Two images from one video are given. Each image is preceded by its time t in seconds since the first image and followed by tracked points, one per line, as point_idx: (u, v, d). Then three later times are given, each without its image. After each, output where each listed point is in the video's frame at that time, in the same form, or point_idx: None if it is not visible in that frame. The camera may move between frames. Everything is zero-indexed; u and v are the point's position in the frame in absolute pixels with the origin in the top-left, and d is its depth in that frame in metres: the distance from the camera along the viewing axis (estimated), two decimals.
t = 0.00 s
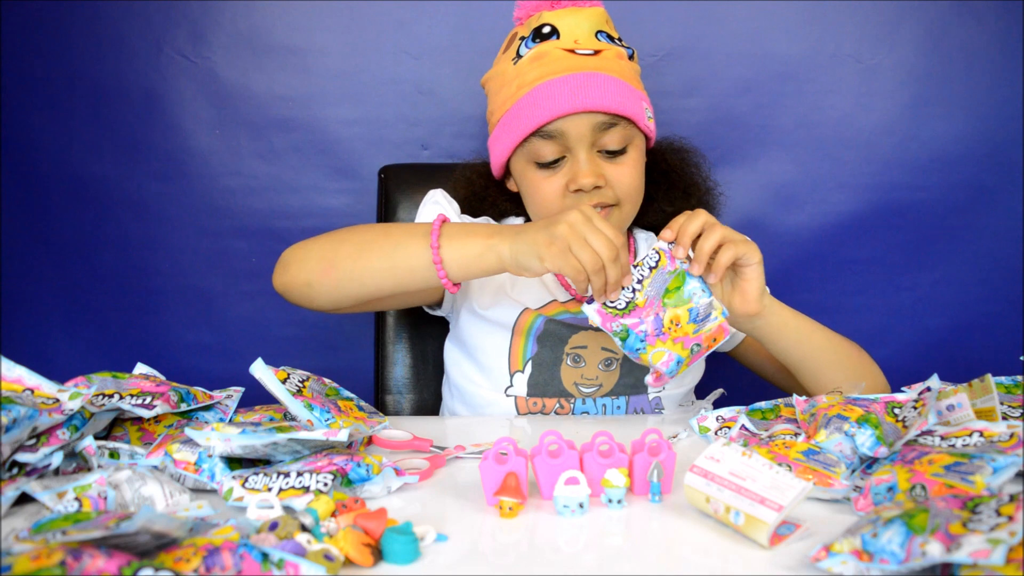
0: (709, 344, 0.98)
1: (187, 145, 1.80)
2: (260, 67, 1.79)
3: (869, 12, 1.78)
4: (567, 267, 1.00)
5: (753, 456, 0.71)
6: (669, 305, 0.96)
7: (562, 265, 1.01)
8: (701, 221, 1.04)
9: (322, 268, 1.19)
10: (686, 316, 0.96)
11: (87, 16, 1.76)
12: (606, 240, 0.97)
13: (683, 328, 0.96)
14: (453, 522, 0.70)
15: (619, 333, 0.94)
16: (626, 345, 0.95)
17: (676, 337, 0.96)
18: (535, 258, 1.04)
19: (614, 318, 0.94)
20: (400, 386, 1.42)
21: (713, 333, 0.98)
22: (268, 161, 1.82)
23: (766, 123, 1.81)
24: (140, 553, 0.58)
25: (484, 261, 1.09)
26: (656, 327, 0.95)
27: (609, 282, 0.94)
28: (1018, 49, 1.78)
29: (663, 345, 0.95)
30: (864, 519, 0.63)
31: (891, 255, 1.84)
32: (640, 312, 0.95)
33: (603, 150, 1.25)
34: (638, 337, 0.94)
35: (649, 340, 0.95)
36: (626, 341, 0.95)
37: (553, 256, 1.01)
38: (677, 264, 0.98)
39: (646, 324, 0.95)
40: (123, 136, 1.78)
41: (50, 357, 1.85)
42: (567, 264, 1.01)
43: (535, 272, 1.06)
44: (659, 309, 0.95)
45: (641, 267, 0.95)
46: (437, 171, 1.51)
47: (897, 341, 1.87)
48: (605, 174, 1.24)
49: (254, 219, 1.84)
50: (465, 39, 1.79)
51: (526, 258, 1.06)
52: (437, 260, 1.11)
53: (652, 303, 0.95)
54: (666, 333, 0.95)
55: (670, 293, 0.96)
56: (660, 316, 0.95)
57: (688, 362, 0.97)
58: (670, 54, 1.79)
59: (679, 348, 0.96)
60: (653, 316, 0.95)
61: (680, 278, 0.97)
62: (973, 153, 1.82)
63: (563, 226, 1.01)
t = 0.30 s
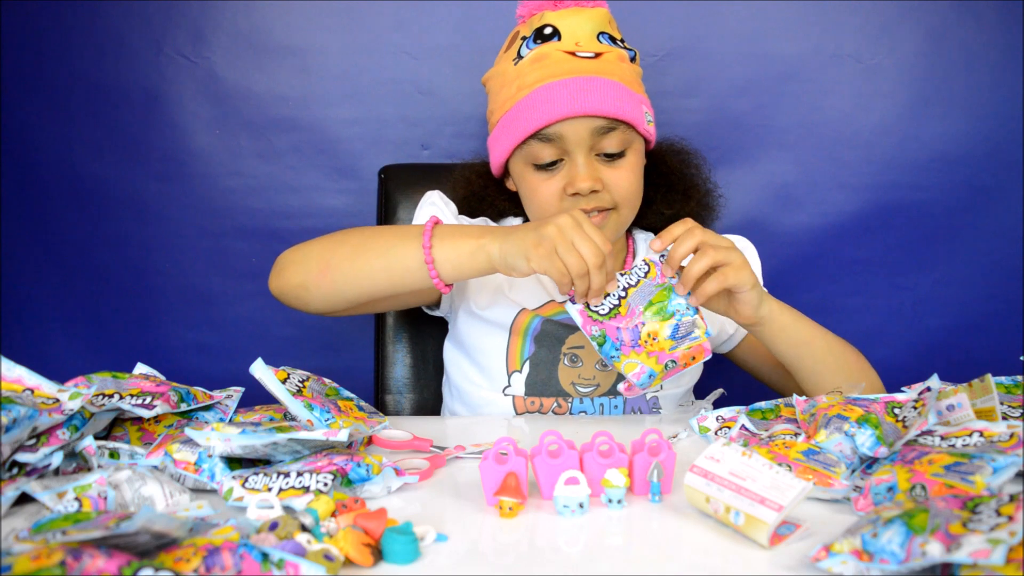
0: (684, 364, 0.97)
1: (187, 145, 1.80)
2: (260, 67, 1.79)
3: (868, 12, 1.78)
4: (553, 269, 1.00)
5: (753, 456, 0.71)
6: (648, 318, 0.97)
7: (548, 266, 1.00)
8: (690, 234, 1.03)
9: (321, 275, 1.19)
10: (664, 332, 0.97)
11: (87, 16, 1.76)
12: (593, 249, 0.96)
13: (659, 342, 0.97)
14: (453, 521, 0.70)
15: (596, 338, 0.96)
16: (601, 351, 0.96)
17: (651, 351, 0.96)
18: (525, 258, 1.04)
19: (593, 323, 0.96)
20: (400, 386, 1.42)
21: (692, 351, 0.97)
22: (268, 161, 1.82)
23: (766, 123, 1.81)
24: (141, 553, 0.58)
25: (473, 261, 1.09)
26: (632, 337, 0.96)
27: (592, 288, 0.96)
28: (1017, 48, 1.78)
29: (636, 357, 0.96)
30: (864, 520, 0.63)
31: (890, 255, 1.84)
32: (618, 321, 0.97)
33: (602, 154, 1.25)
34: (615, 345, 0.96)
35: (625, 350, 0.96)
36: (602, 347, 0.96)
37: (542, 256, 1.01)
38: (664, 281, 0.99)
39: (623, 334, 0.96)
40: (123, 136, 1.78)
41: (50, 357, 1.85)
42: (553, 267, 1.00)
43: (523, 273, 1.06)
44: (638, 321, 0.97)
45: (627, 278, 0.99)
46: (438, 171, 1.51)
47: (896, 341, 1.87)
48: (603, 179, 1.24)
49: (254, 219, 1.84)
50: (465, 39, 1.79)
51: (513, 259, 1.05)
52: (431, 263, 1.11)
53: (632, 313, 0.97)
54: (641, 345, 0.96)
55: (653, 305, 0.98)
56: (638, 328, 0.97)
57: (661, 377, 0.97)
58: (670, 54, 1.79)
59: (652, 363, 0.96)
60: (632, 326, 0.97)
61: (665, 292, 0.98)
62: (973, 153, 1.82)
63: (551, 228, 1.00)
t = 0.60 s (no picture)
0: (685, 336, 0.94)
1: (187, 145, 1.80)
2: (260, 67, 1.79)
3: (868, 12, 1.78)
4: (506, 266, 0.95)
5: (753, 455, 0.71)
6: (653, 300, 0.92)
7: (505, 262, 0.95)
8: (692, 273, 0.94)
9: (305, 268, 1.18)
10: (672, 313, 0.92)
11: (86, 16, 1.76)
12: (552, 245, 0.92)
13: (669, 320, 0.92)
14: (453, 521, 0.70)
15: (603, 321, 0.93)
16: (610, 334, 0.94)
17: (660, 332, 0.92)
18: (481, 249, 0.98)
19: (597, 308, 0.92)
20: (400, 386, 1.41)
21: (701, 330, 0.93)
22: (268, 161, 1.82)
23: (766, 123, 1.81)
24: (141, 553, 0.58)
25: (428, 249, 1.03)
26: (639, 320, 0.92)
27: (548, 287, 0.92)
28: (1018, 48, 1.78)
29: (643, 339, 0.93)
30: (865, 519, 0.63)
31: (890, 255, 1.84)
32: (623, 305, 0.92)
33: (589, 157, 1.25)
34: (622, 328, 0.92)
35: (633, 332, 0.92)
36: (610, 331, 0.93)
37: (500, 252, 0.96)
38: (667, 259, 0.95)
39: (629, 317, 0.92)
40: (123, 136, 1.78)
41: (51, 357, 1.85)
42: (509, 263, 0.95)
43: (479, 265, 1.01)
44: (643, 302, 0.92)
45: (631, 259, 0.93)
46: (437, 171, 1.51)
47: (896, 341, 1.87)
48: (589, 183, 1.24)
49: (253, 219, 1.84)
50: (465, 39, 1.79)
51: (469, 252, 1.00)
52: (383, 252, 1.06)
53: (638, 295, 0.92)
54: (648, 326, 0.92)
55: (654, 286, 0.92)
56: (644, 311, 0.92)
57: (672, 356, 0.94)
58: (670, 54, 1.79)
59: (660, 343, 0.93)
60: (637, 309, 0.92)
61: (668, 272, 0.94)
62: (973, 153, 1.82)
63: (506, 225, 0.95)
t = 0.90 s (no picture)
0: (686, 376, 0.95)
1: (187, 146, 1.80)
2: (260, 67, 1.79)
3: (869, 12, 1.78)
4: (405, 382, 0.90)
5: (753, 456, 0.71)
6: (655, 340, 0.92)
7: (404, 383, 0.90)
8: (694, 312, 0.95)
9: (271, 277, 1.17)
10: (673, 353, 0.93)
11: (86, 16, 1.76)
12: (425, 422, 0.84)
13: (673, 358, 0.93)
14: (452, 522, 0.70)
15: (606, 365, 0.90)
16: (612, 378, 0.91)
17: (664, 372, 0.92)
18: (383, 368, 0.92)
19: (600, 352, 0.89)
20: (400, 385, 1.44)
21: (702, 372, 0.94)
22: (268, 161, 1.82)
23: (766, 123, 1.81)
24: (141, 553, 0.58)
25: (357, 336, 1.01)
26: (642, 360, 0.91)
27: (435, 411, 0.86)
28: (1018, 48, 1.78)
29: (647, 381, 0.92)
30: (865, 520, 0.63)
31: (890, 256, 1.84)
32: (626, 347, 0.91)
33: (584, 157, 1.25)
34: (625, 371, 0.91)
35: (637, 375, 0.91)
36: (613, 375, 0.91)
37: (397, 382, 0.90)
38: (668, 300, 0.95)
39: (633, 358, 0.91)
40: (123, 136, 1.78)
41: (51, 357, 1.85)
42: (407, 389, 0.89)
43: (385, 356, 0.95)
44: (645, 343, 0.92)
45: (632, 300, 0.92)
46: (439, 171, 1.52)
47: (896, 341, 1.87)
48: (581, 182, 1.25)
49: (253, 219, 1.84)
50: (466, 39, 1.79)
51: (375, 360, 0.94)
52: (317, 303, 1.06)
53: (639, 336, 0.91)
54: (651, 368, 0.92)
55: (654, 328, 0.92)
56: (647, 350, 0.92)
57: (674, 399, 0.94)
58: (670, 54, 1.79)
59: (665, 385, 0.92)
60: (640, 351, 0.91)
61: (669, 313, 0.94)
62: (973, 153, 1.82)
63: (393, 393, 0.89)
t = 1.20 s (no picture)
0: (696, 349, 0.96)
1: (187, 145, 1.80)
2: (260, 67, 1.79)
3: (869, 12, 1.78)
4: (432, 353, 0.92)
5: (753, 456, 0.71)
6: (680, 305, 0.93)
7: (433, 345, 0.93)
8: (727, 289, 0.96)
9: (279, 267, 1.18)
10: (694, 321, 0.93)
11: (86, 16, 1.76)
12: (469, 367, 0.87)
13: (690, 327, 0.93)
14: (452, 522, 0.70)
15: (622, 315, 0.92)
16: (624, 329, 0.93)
17: (677, 339, 0.93)
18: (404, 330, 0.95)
19: (621, 301, 0.92)
20: (400, 386, 1.42)
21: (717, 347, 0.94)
22: (268, 161, 1.82)
23: (766, 123, 1.81)
24: (141, 553, 0.58)
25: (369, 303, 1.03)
26: (660, 322, 0.93)
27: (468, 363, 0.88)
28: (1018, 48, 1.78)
29: (659, 342, 0.93)
30: (864, 519, 0.63)
31: (890, 256, 1.84)
32: (649, 303, 0.92)
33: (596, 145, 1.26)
34: (641, 325, 0.93)
35: (652, 333, 0.93)
36: (626, 327, 0.93)
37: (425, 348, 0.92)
38: (703, 269, 0.95)
39: (651, 316, 0.93)
40: (122, 136, 1.78)
41: (50, 357, 1.85)
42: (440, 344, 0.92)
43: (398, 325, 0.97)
44: (669, 306, 0.93)
45: (666, 258, 0.94)
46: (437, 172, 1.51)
47: (896, 341, 1.87)
48: (594, 170, 1.25)
49: (252, 219, 1.83)
50: (466, 40, 1.79)
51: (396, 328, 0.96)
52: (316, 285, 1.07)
53: (666, 296, 0.92)
54: (667, 330, 0.93)
55: (686, 291, 0.93)
56: (668, 313, 0.93)
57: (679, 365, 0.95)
58: (670, 54, 1.79)
59: (674, 351, 0.93)
60: (662, 310, 0.93)
61: (703, 282, 0.95)
62: (974, 152, 1.82)
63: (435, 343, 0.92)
